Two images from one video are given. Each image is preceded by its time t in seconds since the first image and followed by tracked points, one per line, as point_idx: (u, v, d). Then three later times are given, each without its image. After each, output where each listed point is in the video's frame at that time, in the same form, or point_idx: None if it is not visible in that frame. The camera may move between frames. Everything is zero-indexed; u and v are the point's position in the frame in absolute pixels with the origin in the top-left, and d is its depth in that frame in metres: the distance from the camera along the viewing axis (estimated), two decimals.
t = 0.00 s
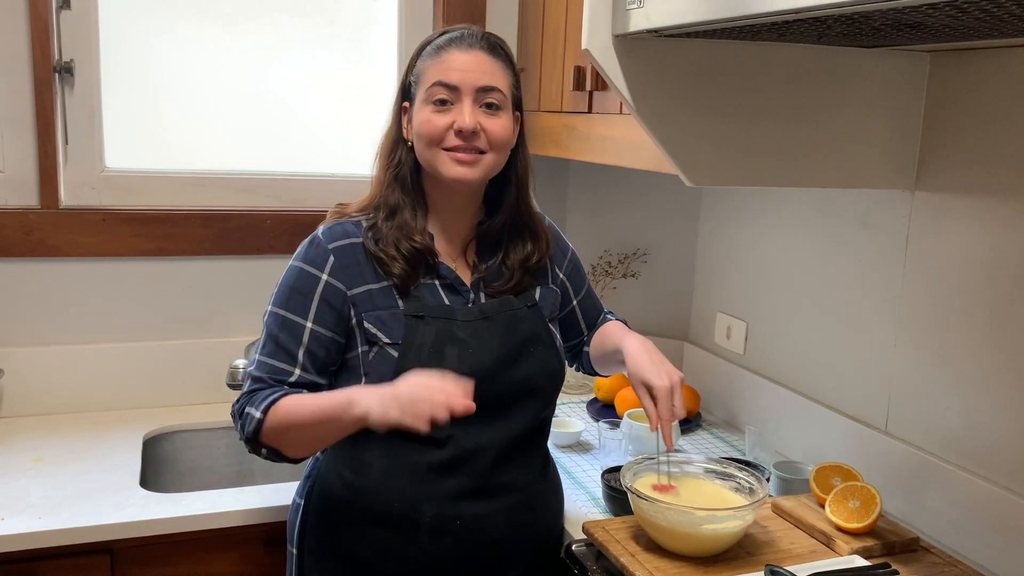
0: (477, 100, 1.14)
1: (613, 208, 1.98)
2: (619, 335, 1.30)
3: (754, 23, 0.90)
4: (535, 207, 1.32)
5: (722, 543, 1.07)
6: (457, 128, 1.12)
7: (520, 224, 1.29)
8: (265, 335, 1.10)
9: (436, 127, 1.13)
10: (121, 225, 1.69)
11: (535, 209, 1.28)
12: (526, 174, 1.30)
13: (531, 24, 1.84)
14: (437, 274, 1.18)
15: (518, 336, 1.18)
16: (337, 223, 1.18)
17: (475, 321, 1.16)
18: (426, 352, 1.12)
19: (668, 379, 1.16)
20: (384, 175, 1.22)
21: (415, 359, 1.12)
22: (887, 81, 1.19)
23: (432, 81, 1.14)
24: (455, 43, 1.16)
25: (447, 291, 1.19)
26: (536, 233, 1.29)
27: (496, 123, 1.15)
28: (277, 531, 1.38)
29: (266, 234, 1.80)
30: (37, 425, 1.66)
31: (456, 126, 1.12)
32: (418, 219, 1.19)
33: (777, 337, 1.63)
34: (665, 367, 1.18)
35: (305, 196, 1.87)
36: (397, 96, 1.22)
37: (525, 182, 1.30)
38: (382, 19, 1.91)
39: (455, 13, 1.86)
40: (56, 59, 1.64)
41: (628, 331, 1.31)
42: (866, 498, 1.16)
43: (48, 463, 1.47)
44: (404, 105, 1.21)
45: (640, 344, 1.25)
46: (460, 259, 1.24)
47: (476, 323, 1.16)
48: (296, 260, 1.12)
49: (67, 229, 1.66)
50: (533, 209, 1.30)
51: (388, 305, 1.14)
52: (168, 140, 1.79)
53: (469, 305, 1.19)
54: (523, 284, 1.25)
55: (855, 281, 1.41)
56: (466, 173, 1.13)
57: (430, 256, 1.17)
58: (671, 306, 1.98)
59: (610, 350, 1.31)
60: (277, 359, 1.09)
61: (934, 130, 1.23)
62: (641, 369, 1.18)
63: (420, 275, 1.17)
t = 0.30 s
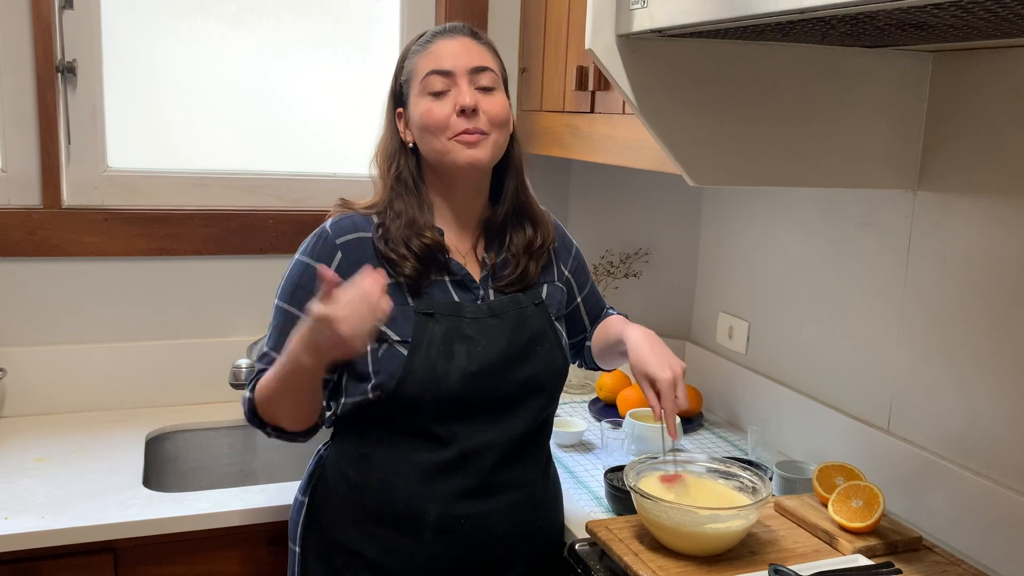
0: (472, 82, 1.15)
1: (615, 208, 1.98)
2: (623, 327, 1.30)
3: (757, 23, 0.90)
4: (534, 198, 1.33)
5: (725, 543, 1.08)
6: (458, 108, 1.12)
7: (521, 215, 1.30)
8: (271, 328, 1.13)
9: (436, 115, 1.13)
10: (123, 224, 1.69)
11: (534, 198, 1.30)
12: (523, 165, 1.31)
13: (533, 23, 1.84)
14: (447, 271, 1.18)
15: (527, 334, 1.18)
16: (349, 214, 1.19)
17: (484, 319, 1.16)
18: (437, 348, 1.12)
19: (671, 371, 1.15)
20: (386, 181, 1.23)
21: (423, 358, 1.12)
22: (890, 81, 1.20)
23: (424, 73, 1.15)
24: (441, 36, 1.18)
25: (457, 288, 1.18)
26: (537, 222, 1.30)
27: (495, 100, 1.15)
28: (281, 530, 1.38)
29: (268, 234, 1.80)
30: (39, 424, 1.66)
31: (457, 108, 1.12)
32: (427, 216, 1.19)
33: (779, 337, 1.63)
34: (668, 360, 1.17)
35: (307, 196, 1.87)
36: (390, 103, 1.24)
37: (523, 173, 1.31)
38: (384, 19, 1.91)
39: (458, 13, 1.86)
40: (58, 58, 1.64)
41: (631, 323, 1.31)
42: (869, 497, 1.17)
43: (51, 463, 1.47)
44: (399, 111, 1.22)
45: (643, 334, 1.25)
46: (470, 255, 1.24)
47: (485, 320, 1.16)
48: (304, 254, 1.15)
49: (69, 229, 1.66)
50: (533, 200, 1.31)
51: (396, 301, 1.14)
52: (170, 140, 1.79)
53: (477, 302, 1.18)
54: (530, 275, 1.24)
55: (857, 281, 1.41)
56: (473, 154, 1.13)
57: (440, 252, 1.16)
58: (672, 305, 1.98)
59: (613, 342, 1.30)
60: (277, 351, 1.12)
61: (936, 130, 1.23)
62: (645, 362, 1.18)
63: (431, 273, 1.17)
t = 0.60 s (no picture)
0: (455, 85, 1.14)
1: (616, 207, 1.98)
2: (624, 329, 1.30)
3: (760, 22, 0.90)
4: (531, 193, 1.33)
5: (728, 541, 1.08)
6: (440, 114, 1.11)
7: (516, 209, 1.30)
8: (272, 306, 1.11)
9: (420, 120, 1.12)
10: (125, 224, 1.69)
11: (529, 192, 1.29)
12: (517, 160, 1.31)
13: (534, 22, 1.84)
14: (448, 266, 1.18)
15: (526, 330, 1.18)
16: (353, 198, 1.19)
17: (483, 313, 1.16)
18: (435, 339, 1.12)
19: (681, 373, 1.16)
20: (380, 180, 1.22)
21: (422, 347, 1.12)
22: (893, 80, 1.19)
23: (408, 77, 1.14)
24: (424, 37, 1.17)
25: (458, 284, 1.19)
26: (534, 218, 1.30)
27: (478, 102, 1.15)
28: (282, 529, 1.38)
29: (270, 234, 1.80)
30: (40, 424, 1.66)
31: (439, 114, 1.12)
32: (427, 212, 1.19)
33: (781, 335, 1.63)
34: (676, 361, 1.18)
35: (308, 195, 1.87)
36: (380, 104, 1.23)
37: (518, 168, 1.31)
38: (385, 17, 1.91)
39: (459, 12, 1.86)
40: (59, 58, 1.64)
41: (633, 326, 1.31)
42: (871, 496, 1.17)
43: (53, 463, 1.47)
44: (389, 112, 1.22)
45: (647, 337, 1.25)
46: (468, 252, 1.24)
47: (484, 314, 1.16)
48: (306, 234, 1.14)
49: (70, 228, 1.66)
50: (528, 195, 1.31)
51: (397, 292, 1.15)
52: (171, 139, 1.79)
53: (479, 298, 1.19)
54: (528, 270, 1.24)
55: (859, 279, 1.42)
56: (458, 158, 1.13)
57: (442, 249, 1.16)
58: (673, 304, 1.98)
59: (617, 345, 1.31)
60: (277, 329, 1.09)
61: (938, 129, 1.23)
62: (653, 365, 1.18)
63: (432, 272, 1.17)
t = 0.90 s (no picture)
0: (450, 81, 1.14)
1: (616, 205, 1.98)
2: (629, 340, 1.30)
3: (760, 19, 0.90)
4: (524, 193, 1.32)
5: (728, 540, 1.07)
6: (435, 109, 1.11)
7: (509, 209, 1.29)
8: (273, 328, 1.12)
9: (414, 115, 1.12)
10: (124, 222, 1.69)
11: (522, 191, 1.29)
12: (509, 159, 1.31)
13: (534, 20, 1.83)
14: (436, 265, 1.18)
15: (519, 329, 1.17)
16: (337, 209, 1.20)
17: (474, 312, 1.16)
18: (425, 341, 1.12)
19: (691, 384, 1.16)
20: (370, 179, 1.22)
21: (413, 351, 1.12)
22: (893, 77, 1.19)
23: (402, 72, 1.14)
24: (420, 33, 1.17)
25: (448, 282, 1.18)
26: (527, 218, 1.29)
27: (473, 99, 1.14)
28: (282, 528, 1.38)
29: (269, 232, 1.80)
30: (39, 423, 1.65)
31: (434, 108, 1.11)
32: (409, 215, 1.18)
33: (781, 334, 1.63)
34: (685, 372, 1.18)
35: (308, 194, 1.87)
36: (373, 102, 1.23)
37: (510, 169, 1.31)
38: (384, 15, 1.91)
39: (458, 10, 1.86)
40: (58, 55, 1.64)
41: (637, 336, 1.31)
42: (872, 494, 1.17)
43: (52, 461, 1.47)
44: (382, 109, 1.22)
45: (653, 350, 1.25)
46: (459, 251, 1.24)
47: (476, 313, 1.16)
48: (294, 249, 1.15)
49: (69, 227, 1.66)
50: (520, 194, 1.30)
51: (386, 296, 1.14)
52: (170, 137, 1.78)
53: (470, 297, 1.18)
54: (522, 266, 1.24)
55: (859, 277, 1.41)
56: (453, 153, 1.12)
57: (421, 254, 1.15)
58: (673, 302, 1.98)
59: (620, 355, 1.31)
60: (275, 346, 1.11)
61: (939, 126, 1.23)
62: (661, 377, 1.18)
63: (420, 273, 1.16)
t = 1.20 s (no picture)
0: (443, 79, 1.14)
1: (616, 204, 1.98)
2: (617, 333, 1.30)
3: (760, 18, 0.90)
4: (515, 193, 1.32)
5: (726, 539, 1.07)
6: (427, 108, 1.10)
7: (500, 209, 1.29)
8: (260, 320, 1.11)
9: (405, 113, 1.11)
10: (123, 222, 1.69)
11: (514, 194, 1.29)
12: (502, 158, 1.30)
13: (533, 19, 1.83)
14: (425, 261, 1.17)
15: (509, 327, 1.17)
16: (325, 200, 1.18)
17: (464, 310, 1.15)
18: (413, 339, 1.12)
19: (679, 381, 1.15)
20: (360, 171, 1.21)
21: (400, 348, 1.11)
22: (894, 76, 1.19)
23: (396, 67, 1.13)
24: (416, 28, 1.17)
25: (437, 279, 1.18)
26: (519, 219, 1.29)
27: (465, 100, 1.14)
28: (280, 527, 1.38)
29: (269, 231, 1.80)
30: (39, 422, 1.65)
31: (425, 107, 1.11)
32: (397, 211, 1.17)
33: (780, 333, 1.63)
34: (674, 370, 1.17)
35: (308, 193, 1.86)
36: (365, 94, 1.22)
37: (503, 168, 1.30)
38: (384, 14, 1.90)
39: (458, 9, 1.85)
40: (56, 54, 1.63)
41: (625, 331, 1.31)
42: (872, 493, 1.16)
43: (50, 461, 1.47)
44: (374, 102, 1.21)
45: (643, 344, 1.25)
46: (447, 249, 1.24)
47: (465, 312, 1.15)
48: (281, 241, 1.13)
49: (67, 226, 1.65)
50: (513, 195, 1.31)
51: (374, 292, 1.14)
52: (168, 137, 1.78)
53: (459, 294, 1.18)
54: (514, 268, 1.24)
55: (859, 276, 1.41)
56: (442, 154, 1.12)
57: (411, 251, 1.15)
58: (672, 301, 1.98)
59: (607, 348, 1.31)
60: (267, 340, 1.09)
61: (940, 125, 1.22)
62: (650, 372, 1.17)
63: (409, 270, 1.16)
